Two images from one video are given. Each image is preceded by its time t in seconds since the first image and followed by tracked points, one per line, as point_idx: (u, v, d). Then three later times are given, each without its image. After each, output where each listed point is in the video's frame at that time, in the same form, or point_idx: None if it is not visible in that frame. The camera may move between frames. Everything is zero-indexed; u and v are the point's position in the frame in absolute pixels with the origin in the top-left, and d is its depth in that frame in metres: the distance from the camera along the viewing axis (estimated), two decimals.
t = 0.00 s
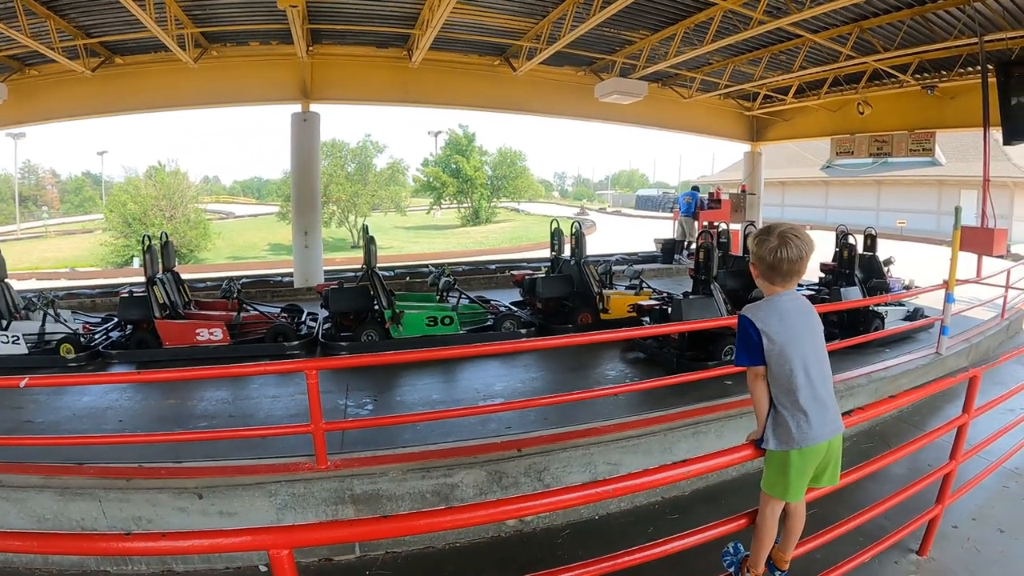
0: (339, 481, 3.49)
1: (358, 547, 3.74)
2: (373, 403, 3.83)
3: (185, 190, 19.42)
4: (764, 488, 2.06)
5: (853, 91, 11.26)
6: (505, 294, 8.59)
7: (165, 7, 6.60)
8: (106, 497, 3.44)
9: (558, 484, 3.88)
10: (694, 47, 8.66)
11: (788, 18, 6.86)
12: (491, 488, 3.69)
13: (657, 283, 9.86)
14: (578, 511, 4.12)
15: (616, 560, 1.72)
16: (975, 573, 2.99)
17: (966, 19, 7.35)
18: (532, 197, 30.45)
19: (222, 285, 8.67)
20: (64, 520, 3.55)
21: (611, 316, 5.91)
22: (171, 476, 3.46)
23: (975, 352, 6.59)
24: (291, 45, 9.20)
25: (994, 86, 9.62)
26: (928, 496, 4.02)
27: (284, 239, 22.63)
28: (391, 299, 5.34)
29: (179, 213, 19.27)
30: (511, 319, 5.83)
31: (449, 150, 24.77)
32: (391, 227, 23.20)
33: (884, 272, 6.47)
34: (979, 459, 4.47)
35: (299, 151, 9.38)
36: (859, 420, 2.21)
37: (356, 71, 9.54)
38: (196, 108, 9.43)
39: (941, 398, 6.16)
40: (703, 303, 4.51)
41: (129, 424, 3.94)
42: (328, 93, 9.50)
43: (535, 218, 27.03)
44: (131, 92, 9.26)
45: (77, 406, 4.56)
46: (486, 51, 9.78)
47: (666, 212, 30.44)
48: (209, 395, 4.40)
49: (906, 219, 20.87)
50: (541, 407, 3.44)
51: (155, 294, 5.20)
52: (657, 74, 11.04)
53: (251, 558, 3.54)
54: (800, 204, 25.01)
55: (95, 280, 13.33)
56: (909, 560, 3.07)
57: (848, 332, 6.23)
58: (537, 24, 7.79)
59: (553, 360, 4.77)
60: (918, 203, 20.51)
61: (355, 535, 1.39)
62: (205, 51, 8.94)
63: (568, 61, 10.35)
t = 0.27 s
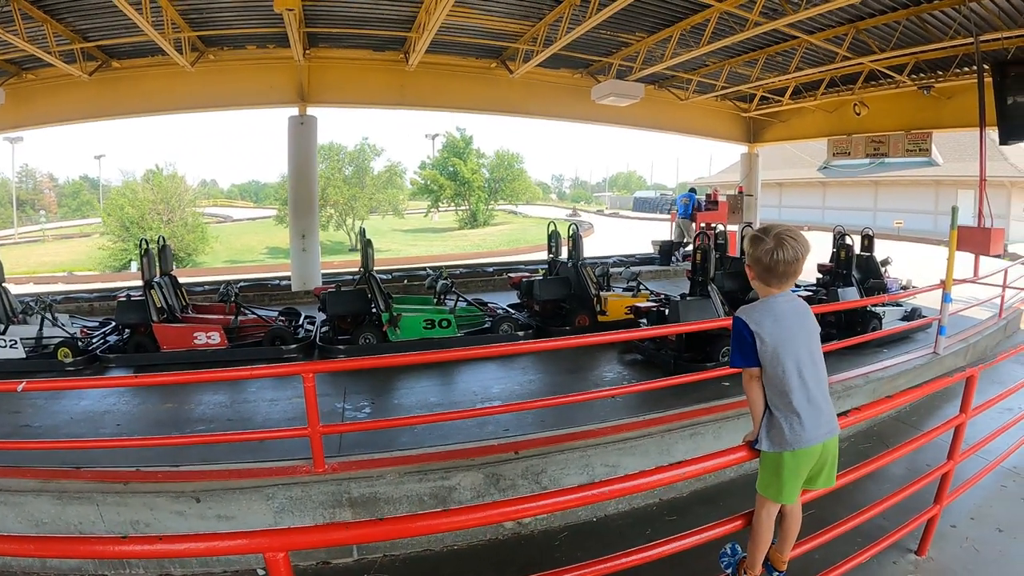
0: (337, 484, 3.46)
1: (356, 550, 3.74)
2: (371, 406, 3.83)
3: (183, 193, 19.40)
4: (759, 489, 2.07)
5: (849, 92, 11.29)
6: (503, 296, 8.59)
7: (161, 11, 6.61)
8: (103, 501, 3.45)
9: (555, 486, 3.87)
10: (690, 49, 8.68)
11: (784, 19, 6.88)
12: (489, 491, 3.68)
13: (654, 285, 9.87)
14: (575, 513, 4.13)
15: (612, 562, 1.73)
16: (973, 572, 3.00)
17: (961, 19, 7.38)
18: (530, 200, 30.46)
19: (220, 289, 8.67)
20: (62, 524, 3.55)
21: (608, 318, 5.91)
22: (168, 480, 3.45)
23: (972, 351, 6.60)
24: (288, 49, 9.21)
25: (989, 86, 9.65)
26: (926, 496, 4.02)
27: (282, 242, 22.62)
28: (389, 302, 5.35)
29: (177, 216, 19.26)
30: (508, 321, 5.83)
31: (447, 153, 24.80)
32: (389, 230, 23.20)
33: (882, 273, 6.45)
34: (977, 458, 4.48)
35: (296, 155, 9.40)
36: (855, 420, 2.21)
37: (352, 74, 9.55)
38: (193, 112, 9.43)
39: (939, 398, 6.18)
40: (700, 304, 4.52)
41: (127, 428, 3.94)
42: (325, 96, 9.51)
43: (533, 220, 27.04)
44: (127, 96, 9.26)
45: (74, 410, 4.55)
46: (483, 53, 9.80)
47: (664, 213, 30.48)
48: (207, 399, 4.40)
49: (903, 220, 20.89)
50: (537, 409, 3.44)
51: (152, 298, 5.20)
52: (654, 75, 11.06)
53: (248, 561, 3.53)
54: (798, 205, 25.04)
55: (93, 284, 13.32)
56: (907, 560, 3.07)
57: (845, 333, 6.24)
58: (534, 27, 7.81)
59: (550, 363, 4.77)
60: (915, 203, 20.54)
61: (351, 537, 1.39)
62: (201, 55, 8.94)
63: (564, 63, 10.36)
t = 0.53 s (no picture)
0: (336, 486, 3.46)
1: (355, 551, 3.75)
2: (370, 408, 3.84)
3: (182, 196, 19.74)
4: (757, 490, 2.07)
5: (848, 93, 11.31)
6: (503, 298, 8.60)
7: (162, 13, 6.62)
8: (103, 503, 3.45)
9: (555, 488, 3.87)
10: (689, 51, 8.69)
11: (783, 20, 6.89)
12: (488, 493, 3.68)
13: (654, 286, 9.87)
14: (575, 515, 4.13)
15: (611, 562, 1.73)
16: (972, 573, 3.00)
17: (960, 20, 7.38)
18: (530, 201, 30.47)
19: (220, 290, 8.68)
20: (62, 526, 3.55)
21: (607, 320, 5.91)
22: (169, 482, 3.45)
23: (972, 352, 6.61)
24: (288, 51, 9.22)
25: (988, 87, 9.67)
26: (925, 497, 4.03)
27: (281, 243, 22.62)
28: (388, 304, 5.35)
29: (177, 218, 19.26)
30: (508, 323, 5.84)
31: (447, 154, 24.81)
32: (389, 232, 23.21)
33: (881, 273, 6.43)
34: (976, 460, 4.48)
35: (296, 157, 9.39)
36: (852, 422, 2.21)
37: (352, 75, 9.56)
38: (194, 114, 9.43)
39: (938, 399, 6.19)
40: (699, 306, 4.52)
41: (127, 430, 3.94)
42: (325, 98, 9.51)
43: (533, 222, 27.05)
44: (127, 98, 9.27)
45: (75, 412, 4.55)
46: (482, 55, 9.81)
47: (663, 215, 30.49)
48: (207, 401, 4.40)
49: (902, 220, 20.91)
50: (536, 411, 3.44)
51: (152, 300, 5.21)
52: (653, 77, 11.07)
53: (248, 562, 3.53)
54: (797, 206, 25.05)
55: (93, 285, 13.32)
56: (906, 561, 3.08)
57: (844, 334, 6.25)
58: (533, 29, 7.82)
59: (550, 364, 4.78)
60: (915, 204, 20.56)
61: (350, 538, 1.38)
62: (202, 57, 8.90)
63: (564, 65, 10.37)
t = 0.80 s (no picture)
0: (336, 487, 3.47)
1: (355, 552, 3.75)
2: (371, 409, 3.84)
3: (185, 196, 19.42)
4: (757, 491, 2.07)
5: (849, 94, 11.32)
6: (504, 299, 8.60)
7: (163, 15, 6.63)
8: (104, 504, 3.45)
9: (554, 489, 3.86)
10: (690, 53, 8.69)
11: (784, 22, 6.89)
12: (487, 494, 3.69)
13: (655, 288, 9.86)
14: (575, 516, 4.12)
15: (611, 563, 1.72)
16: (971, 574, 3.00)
17: (961, 21, 7.38)
18: (531, 202, 30.48)
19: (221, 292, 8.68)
20: (63, 526, 3.55)
21: (608, 322, 5.90)
22: (169, 482, 3.46)
23: (972, 354, 6.61)
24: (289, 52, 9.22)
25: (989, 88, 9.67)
26: (925, 499, 4.03)
27: (283, 245, 22.62)
28: (389, 305, 5.35)
29: (178, 219, 19.25)
30: (509, 324, 5.84)
31: (448, 156, 24.81)
32: (391, 233, 23.20)
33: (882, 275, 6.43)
34: (977, 461, 4.48)
35: (298, 158, 9.40)
36: (851, 424, 2.20)
37: (353, 77, 9.56)
38: (196, 116, 9.45)
39: (939, 400, 6.19)
40: (700, 308, 4.51)
41: (128, 431, 3.95)
42: (326, 99, 9.51)
43: (534, 223, 27.06)
44: (129, 99, 9.28)
45: (76, 413, 4.55)
46: (484, 57, 9.82)
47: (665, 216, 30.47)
48: (208, 402, 4.39)
49: (904, 222, 20.89)
50: (536, 412, 3.44)
51: (154, 301, 5.21)
52: (655, 79, 11.07)
53: (248, 563, 3.53)
54: (799, 208, 25.04)
55: (94, 286, 13.34)
56: (906, 563, 3.08)
57: (845, 336, 6.24)
58: (534, 31, 7.82)
59: (551, 366, 4.78)
60: (916, 206, 20.55)
61: (348, 539, 1.38)
62: (204, 58, 8.89)
63: (565, 66, 10.37)
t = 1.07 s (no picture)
0: (340, 488, 3.46)
1: (358, 553, 3.75)
2: (374, 410, 3.84)
3: (190, 198, 19.42)
4: (758, 493, 2.07)
5: (853, 96, 11.32)
6: (507, 301, 8.60)
7: (168, 17, 6.65)
8: (108, 503, 3.46)
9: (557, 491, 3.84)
10: (694, 54, 8.68)
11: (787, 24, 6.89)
12: (490, 495, 3.68)
13: (659, 290, 9.85)
14: (577, 518, 4.12)
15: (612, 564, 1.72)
16: None
17: (964, 23, 7.37)
18: (535, 204, 30.49)
19: (225, 293, 8.70)
20: (67, 525, 3.56)
21: (612, 324, 5.85)
22: (172, 482, 3.47)
23: (976, 356, 6.60)
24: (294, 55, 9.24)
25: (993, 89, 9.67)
26: (928, 502, 4.02)
27: (287, 246, 22.67)
28: (393, 307, 5.35)
29: (183, 221, 19.31)
30: (512, 326, 5.84)
31: (452, 158, 24.83)
32: (395, 235, 23.23)
33: (886, 277, 6.44)
34: (980, 464, 4.47)
35: (302, 159, 9.42)
36: (854, 426, 2.19)
37: (356, 80, 9.56)
38: (200, 117, 9.47)
39: (942, 403, 6.17)
40: (703, 310, 4.51)
41: (132, 431, 3.96)
42: (330, 102, 9.53)
43: (538, 225, 27.05)
44: (133, 101, 9.30)
45: (80, 413, 4.57)
46: (488, 59, 9.83)
47: (669, 218, 30.44)
48: (211, 403, 4.40)
49: (908, 224, 20.84)
50: (539, 414, 3.44)
51: (158, 302, 5.23)
52: (659, 81, 11.07)
53: (251, 562, 3.54)
54: (803, 210, 24.98)
55: (100, 287, 13.38)
56: (908, 566, 3.07)
57: (849, 338, 6.23)
58: (538, 33, 7.83)
59: (554, 368, 4.77)
60: (920, 208, 20.51)
61: (349, 539, 1.38)
62: (207, 60, 8.94)
63: (568, 68, 10.37)
